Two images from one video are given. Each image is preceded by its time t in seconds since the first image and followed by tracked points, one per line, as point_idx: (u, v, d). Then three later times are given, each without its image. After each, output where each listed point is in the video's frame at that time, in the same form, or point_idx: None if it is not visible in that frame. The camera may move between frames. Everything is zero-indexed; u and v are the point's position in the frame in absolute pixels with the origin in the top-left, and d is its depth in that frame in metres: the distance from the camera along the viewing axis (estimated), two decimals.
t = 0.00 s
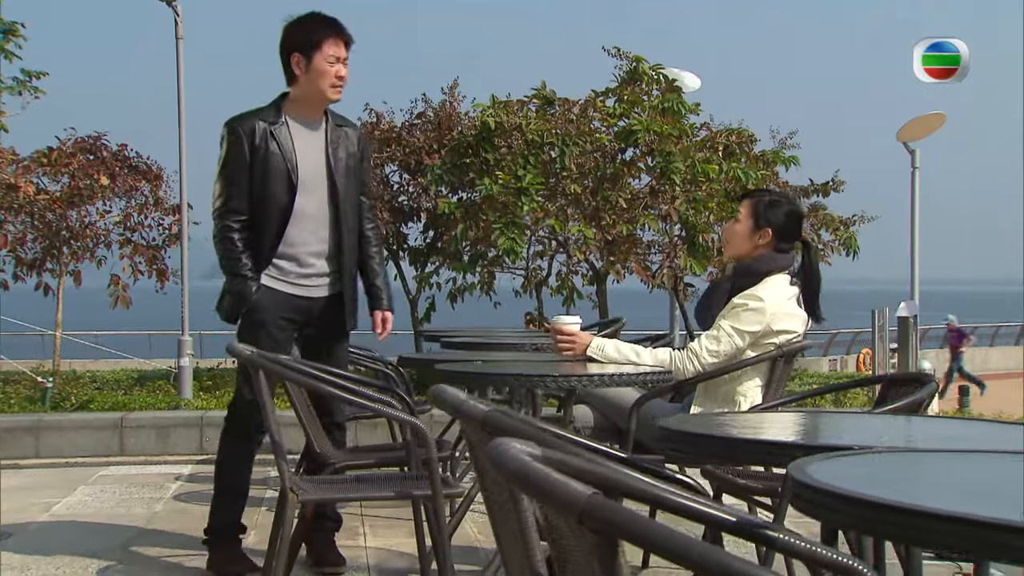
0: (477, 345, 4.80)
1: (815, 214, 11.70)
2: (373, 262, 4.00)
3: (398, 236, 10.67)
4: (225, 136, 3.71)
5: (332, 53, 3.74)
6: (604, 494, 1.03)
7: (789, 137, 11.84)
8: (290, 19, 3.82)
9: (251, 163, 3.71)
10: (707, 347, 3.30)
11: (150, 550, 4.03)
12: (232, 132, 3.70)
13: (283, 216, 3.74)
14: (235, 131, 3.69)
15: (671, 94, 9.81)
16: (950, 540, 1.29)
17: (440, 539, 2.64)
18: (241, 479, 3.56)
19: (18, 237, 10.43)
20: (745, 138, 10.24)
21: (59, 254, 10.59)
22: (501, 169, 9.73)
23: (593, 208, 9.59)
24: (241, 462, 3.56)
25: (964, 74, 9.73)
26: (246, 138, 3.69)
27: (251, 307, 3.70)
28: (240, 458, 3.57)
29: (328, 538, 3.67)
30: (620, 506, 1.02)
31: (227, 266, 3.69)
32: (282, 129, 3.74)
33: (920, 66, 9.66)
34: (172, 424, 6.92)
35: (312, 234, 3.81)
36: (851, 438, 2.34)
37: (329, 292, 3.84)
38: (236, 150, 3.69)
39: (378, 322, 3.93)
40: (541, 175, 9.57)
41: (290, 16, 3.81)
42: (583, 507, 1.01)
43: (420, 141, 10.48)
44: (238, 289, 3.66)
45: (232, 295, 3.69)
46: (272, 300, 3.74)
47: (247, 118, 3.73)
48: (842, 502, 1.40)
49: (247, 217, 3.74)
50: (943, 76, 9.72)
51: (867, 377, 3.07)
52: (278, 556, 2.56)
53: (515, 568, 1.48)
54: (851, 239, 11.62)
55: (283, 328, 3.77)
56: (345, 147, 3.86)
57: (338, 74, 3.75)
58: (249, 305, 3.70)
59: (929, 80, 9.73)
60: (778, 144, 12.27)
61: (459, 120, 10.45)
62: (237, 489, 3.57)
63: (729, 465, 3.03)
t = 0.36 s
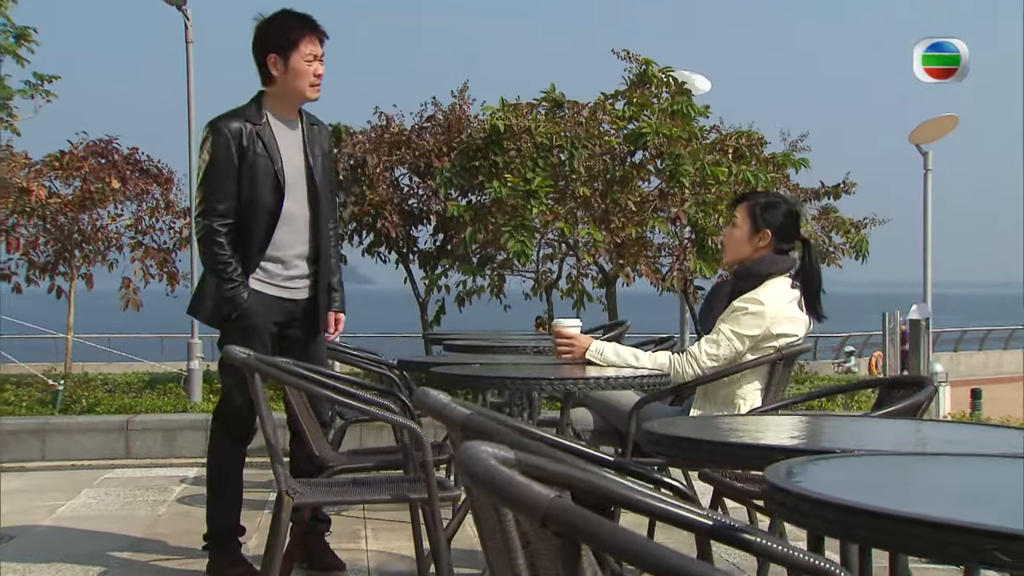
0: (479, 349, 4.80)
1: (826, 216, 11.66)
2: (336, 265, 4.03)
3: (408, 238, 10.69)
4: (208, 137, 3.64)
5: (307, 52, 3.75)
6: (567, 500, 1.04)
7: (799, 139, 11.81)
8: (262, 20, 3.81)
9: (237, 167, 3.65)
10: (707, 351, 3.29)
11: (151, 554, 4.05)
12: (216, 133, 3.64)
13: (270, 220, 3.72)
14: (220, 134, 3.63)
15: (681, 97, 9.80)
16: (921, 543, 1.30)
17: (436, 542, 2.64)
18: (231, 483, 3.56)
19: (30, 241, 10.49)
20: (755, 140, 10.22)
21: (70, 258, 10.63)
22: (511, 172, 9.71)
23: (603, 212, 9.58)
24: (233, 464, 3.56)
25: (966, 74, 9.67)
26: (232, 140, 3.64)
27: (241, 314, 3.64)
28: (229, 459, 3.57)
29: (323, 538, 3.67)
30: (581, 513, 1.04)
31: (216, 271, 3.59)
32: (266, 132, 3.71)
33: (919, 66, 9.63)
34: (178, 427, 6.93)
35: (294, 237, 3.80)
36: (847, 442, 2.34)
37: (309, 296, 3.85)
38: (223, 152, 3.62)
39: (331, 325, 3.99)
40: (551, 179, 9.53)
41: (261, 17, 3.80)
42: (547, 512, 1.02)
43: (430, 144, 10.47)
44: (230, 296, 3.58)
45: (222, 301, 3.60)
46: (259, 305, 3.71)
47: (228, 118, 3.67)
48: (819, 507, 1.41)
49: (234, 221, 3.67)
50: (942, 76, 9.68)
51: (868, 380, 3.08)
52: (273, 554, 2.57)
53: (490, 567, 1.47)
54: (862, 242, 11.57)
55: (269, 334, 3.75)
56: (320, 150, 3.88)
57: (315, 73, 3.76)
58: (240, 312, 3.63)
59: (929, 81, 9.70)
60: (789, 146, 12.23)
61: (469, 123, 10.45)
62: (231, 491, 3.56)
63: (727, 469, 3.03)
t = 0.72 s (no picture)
0: (487, 350, 4.79)
1: (844, 217, 11.59)
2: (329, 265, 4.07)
3: (424, 240, 10.73)
4: (207, 141, 3.63)
5: (295, 52, 3.77)
6: (531, 502, 1.04)
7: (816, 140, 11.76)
8: (250, 21, 3.83)
9: (238, 170, 3.65)
10: (712, 352, 3.28)
11: (160, 555, 4.07)
12: (214, 137, 3.63)
13: (271, 222, 3.73)
14: (220, 137, 3.62)
15: (697, 98, 9.77)
16: (898, 547, 1.34)
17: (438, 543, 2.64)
18: (237, 483, 3.57)
19: (50, 243, 10.57)
20: (771, 141, 10.18)
21: (89, 260, 10.75)
22: (526, 174, 9.69)
23: (619, 213, 9.57)
24: (237, 463, 3.56)
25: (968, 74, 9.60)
26: (233, 144, 3.64)
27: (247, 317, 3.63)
28: (234, 460, 3.57)
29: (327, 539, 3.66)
30: (545, 515, 1.03)
31: (221, 274, 3.57)
32: (263, 134, 3.72)
33: (919, 66, 9.58)
34: (191, 428, 6.94)
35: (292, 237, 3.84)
36: (848, 445, 2.33)
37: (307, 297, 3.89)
38: (224, 155, 3.62)
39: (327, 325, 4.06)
40: (566, 181, 9.49)
41: (249, 17, 3.82)
42: (510, 514, 1.01)
43: (446, 146, 10.47)
44: (235, 299, 3.57)
45: (226, 304, 3.59)
46: (262, 307, 3.72)
47: (226, 121, 3.67)
48: (798, 510, 1.45)
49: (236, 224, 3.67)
50: (941, 76, 9.63)
51: (874, 381, 3.07)
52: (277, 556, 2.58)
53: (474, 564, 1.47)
54: (880, 243, 11.51)
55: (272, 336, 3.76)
56: (310, 150, 3.92)
57: (304, 73, 3.79)
58: (246, 316, 3.62)
59: (928, 80, 9.64)
60: (806, 146, 12.18)
61: (485, 125, 10.45)
62: (236, 491, 3.57)
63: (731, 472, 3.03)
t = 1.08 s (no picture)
0: (492, 352, 4.79)
1: (860, 218, 11.53)
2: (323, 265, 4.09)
3: (438, 241, 10.74)
4: (203, 143, 3.63)
5: (288, 55, 3.78)
6: (496, 503, 1.04)
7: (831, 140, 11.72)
8: (243, 22, 3.84)
9: (234, 171, 3.65)
10: (713, 351, 3.29)
11: (165, 555, 4.10)
12: (209, 139, 3.63)
13: (268, 223, 3.74)
14: (216, 140, 3.63)
15: (710, 98, 9.74)
16: (875, 552, 1.36)
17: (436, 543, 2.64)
18: (238, 485, 3.57)
19: (66, 244, 10.63)
20: (785, 142, 10.14)
21: (105, 261, 10.76)
22: (538, 174, 9.65)
23: (633, 214, 9.56)
24: (238, 465, 3.57)
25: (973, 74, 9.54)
26: (228, 146, 3.64)
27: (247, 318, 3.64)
28: (236, 462, 3.58)
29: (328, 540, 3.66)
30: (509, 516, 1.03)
31: (219, 275, 3.58)
32: (258, 136, 3.73)
33: (919, 65, 9.53)
34: (201, 429, 6.96)
35: (289, 239, 3.85)
36: (843, 447, 2.32)
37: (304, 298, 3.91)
38: (220, 157, 3.62)
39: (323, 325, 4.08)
40: (579, 182, 9.46)
41: (241, 19, 3.83)
42: (474, 516, 1.01)
43: (459, 147, 10.47)
44: (234, 301, 3.58)
45: (225, 306, 3.59)
46: (262, 308, 3.74)
47: (221, 123, 3.67)
48: (774, 512, 1.48)
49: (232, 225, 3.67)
50: (941, 76, 9.59)
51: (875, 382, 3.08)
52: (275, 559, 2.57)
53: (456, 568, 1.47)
54: (895, 244, 11.45)
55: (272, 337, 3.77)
56: (302, 151, 3.94)
57: (297, 76, 3.80)
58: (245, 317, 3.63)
59: (928, 80, 9.59)
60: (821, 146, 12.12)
61: (499, 125, 10.43)
62: (238, 493, 3.58)
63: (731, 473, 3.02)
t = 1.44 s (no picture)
0: (492, 352, 4.77)
1: (870, 217, 11.49)
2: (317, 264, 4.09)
3: (447, 241, 10.74)
4: (194, 144, 3.63)
5: (279, 56, 3.78)
6: (451, 503, 1.06)
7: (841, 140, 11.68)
8: (234, 23, 3.84)
9: (224, 173, 3.66)
10: (711, 354, 3.25)
11: (164, 556, 4.11)
12: (199, 141, 3.63)
13: (261, 224, 3.75)
14: (207, 142, 3.63)
15: (718, 98, 9.72)
16: (840, 553, 1.35)
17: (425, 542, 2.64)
18: (235, 486, 3.57)
19: (76, 245, 10.68)
20: (794, 142, 10.11)
21: (115, 262, 10.78)
22: (546, 175, 9.60)
23: (641, 214, 9.55)
24: (235, 465, 3.57)
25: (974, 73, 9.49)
26: (219, 148, 3.64)
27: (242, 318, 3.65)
28: (233, 463, 3.58)
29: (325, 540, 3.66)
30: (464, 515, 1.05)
31: (213, 276, 3.58)
32: (249, 137, 3.73)
33: (918, 63, 9.50)
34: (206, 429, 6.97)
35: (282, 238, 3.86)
36: (832, 448, 2.31)
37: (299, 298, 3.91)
38: (211, 158, 3.62)
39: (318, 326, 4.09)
40: (587, 182, 9.45)
41: (233, 20, 3.83)
42: (429, 516, 1.03)
43: (467, 148, 10.47)
44: (228, 301, 3.58)
45: (219, 307, 3.60)
46: (257, 309, 3.74)
47: (212, 125, 3.67)
48: (739, 514, 1.48)
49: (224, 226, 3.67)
50: (939, 76, 9.56)
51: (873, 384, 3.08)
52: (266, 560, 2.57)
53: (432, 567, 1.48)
54: (905, 244, 11.40)
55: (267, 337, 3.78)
56: (293, 151, 3.94)
57: (288, 76, 3.81)
58: (240, 317, 3.64)
59: (928, 81, 9.57)
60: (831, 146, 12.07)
61: (507, 126, 10.41)
62: (235, 494, 3.58)
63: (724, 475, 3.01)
